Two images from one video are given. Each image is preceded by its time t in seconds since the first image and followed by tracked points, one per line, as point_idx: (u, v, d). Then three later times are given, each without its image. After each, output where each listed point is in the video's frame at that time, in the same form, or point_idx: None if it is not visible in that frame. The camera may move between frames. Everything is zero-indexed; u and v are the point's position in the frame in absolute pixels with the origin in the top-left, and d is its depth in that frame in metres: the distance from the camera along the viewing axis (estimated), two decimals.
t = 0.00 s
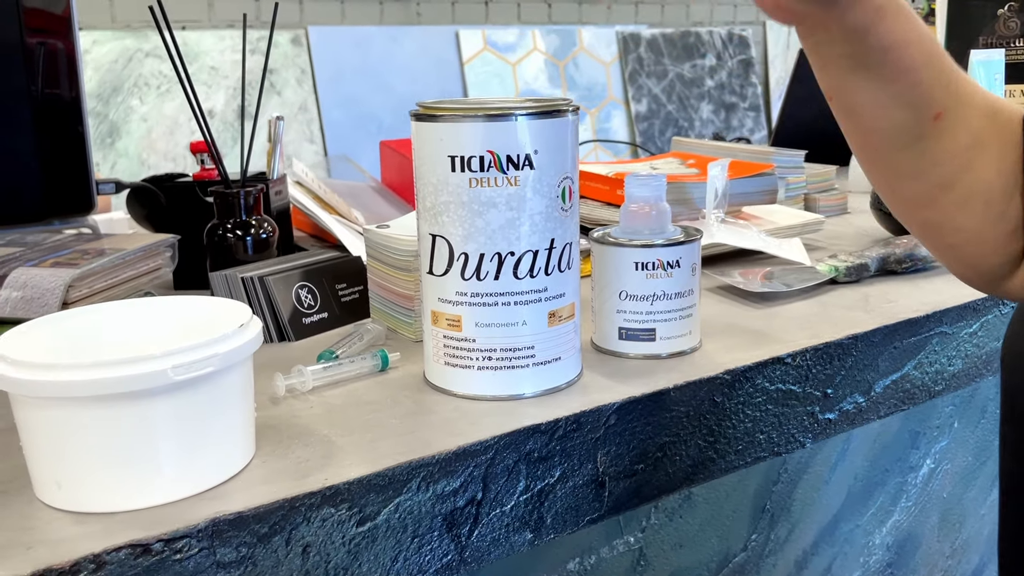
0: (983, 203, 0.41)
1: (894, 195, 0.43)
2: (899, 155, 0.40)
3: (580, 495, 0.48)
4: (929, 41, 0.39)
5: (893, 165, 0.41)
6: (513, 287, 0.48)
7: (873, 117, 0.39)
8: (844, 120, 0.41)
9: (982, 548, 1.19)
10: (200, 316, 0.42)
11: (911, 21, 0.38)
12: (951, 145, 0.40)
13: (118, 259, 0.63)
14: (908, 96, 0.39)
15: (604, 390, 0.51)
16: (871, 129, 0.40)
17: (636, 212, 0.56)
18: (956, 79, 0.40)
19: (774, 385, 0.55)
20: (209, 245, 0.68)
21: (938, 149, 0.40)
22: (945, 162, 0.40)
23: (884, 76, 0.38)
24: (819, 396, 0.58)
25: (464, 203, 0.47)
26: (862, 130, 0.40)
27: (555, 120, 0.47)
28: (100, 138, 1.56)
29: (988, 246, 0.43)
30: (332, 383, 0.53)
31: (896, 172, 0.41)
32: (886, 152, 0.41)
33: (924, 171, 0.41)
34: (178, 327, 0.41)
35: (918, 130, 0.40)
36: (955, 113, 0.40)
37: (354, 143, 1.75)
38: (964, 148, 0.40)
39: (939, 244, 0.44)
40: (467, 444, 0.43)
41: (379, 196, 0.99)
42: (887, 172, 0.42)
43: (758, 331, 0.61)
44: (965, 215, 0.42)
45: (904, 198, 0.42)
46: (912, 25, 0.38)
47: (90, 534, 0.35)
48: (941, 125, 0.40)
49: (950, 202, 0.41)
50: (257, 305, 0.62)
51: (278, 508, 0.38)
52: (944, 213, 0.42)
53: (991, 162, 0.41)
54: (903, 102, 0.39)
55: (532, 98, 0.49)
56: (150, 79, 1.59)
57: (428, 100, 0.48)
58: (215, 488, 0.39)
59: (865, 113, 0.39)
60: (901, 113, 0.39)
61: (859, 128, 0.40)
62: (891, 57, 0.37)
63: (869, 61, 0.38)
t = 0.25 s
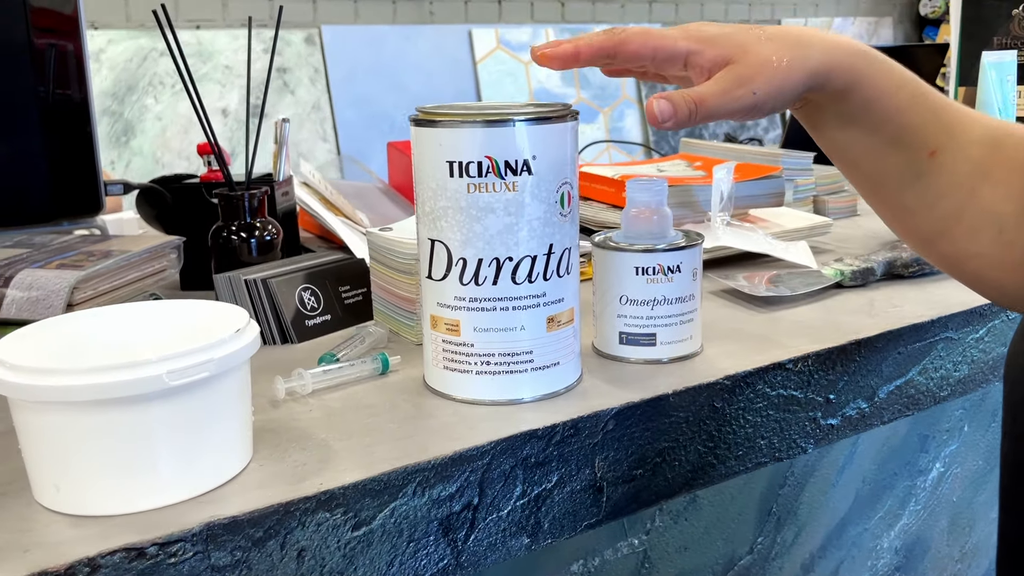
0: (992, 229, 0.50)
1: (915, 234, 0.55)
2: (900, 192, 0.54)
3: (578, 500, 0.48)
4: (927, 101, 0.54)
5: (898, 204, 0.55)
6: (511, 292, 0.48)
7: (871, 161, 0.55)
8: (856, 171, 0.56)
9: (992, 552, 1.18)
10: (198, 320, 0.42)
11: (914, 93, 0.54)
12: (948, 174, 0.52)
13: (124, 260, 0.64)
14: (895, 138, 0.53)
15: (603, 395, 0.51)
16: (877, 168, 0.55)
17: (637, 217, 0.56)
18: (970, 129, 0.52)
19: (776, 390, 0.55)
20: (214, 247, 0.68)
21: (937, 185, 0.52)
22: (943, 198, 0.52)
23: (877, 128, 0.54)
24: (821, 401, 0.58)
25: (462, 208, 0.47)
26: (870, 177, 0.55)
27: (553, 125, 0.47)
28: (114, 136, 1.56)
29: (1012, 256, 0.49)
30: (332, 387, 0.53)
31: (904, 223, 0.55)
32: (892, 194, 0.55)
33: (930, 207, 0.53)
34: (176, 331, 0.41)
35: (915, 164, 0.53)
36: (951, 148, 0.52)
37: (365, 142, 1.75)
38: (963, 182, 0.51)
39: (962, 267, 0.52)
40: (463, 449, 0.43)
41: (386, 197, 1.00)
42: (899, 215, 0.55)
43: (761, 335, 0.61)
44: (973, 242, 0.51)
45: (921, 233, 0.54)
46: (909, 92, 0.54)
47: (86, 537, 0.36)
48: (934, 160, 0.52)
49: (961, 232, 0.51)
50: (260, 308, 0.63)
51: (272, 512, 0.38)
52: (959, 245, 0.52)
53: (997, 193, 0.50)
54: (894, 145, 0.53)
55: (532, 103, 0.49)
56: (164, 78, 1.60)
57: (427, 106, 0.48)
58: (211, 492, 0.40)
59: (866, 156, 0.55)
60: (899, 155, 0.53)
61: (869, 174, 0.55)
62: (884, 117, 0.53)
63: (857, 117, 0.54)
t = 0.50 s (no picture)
0: (1001, 230, 0.51)
1: (923, 235, 0.56)
2: (909, 195, 0.55)
3: (579, 502, 0.48)
4: (937, 101, 0.54)
5: (908, 206, 0.55)
6: (513, 293, 0.48)
7: (880, 162, 0.55)
8: (862, 170, 0.57)
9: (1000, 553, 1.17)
10: (201, 321, 0.42)
11: (922, 92, 0.53)
12: (960, 177, 0.52)
13: (130, 259, 0.64)
14: (905, 140, 0.53)
15: (604, 396, 0.51)
16: (886, 170, 0.55)
17: (640, 218, 0.56)
18: (979, 131, 0.53)
19: (779, 392, 0.55)
20: (220, 245, 0.69)
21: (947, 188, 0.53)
22: (952, 200, 0.53)
23: (887, 130, 0.54)
24: (825, 403, 0.57)
25: (463, 210, 0.47)
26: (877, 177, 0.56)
27: (556, 127, 0.47)
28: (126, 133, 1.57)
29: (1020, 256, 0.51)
30: (335, 386, 0.53)
31: (912, 225, 0.56)
32: (899, 194, 0.55)
33: (939, 210, 0.54)
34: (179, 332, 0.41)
35: (927, 165, 0.53)
36: (960, 151, 0.52)
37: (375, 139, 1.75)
38: (973, 185, 0.52)
39: (969, 267, 0.54)
40: (464, 450, 0.43)
41: (393, 196, 1.00)
42: (907, 217, 0.56)
43: (765, 337, 0.61)
44: (981, 243, 0.52)
45: (929, 233, 0.55)
46: (919, 90, 0.53)
47: (89, 536, 0.36)
48: (943, 163, 0.53)
49: (970, 233, 0.53)
50: (265, 306, 0.63)
51: (273, 512, 0.38)
52: (966, 245, 0.53)
53: (1005, 196, 0.51)
54: (904, 146, 0.53)
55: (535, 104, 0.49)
56: (175, 74, 1.60)
57: (430, 107, 0.48)
58: (212, 492, 0.40)
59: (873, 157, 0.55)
60: (908, 158, 0.54)
61: (878, 175, 0.56)
62: (895, 119, 0.53)
63: (868, 118, 0.54)
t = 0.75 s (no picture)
0: (987, 206, 0.50)
1: (907, 207, 0.54)
2: (899, 166, 0.52)
3: (581, 495, 0.48)
4: (934, 70, 0.51)
5: (898, 177, 0.53)
6: (517, 288, 0.48)
7: (874, 132, 0.52)
8: (852, 138, 0.53)
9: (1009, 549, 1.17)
10: (206, 314, 0.43)
11: (920, 58, 0.51)
12: (953, 151, 0.50)
13: (138, 253, 0.64)
14: (902, 110, 0.51)
15: (607, 391, 0.51)
16: (878, 140, 0.52)
17: (645, 212, 0.56)
18: (971, 102, 0.51)
19: (783, 387, 0.55)
20: (228, 238, 0.69)
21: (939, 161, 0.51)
22: (942, 173, 0.51)
23: (886, 97, 0.51)
24: (830, 398, 0.57)
25: (467, 204, 0.47)
26: (867, 147, 0.53)
27: (561, 121, 0.47)
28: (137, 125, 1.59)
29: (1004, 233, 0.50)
30: (340, 379, 0.53)
31: (897, 196, 0.54)
32: (889, 165, 0.53)
33: (929, 182, 0.52)
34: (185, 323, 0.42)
35: (921, 137, 0.51)
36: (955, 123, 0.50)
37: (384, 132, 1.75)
38: (966, 159, 0.50)
39: (952, 242, 0.53)
40: (466, 444, 0.44)
41: (401, 189, 1.00)
42: (895, 189, 0.54)
43: (771, 332, 0.61)
44: (967, 219, 0.51)
45: (914, 206, 0.54)
46: (917, 57, 0.51)
47: (93, 526, 0.37)
48: (937, 134, 0.51)
49: (956, 208, 0.51)
50: (271, 299, 0.63)
51: (275, 504, 0.39)
52: (952, 220, 0.52)
53: (995, 172, 0.50)
54: (901, 115, 0.51)
55: (540, 98, 0.49)
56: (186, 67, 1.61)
57: (434, 101, 0.48)
58: (216, 483, 0.40)
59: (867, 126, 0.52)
60: (903, 129, 0.51)
61: (869, 145, 0.53)
62: (895, 86, 0.50)
63: (866, 83, 0.50)
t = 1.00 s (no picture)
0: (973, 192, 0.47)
1: (885, 187, 0.49)
2: (893, 143, 0.47)
3: (583, 488, 0.48)
4: (935, 37, 0.45)
5: (886, 154, 0.47)
6: (519, 280, 0.48)
7: (867, 101, 0.46)
8: (840, 105, 0.47)
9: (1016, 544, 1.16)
10: (208, 305, 0.43)
11: (925, 24, 0.45)
12: (944, 131, 0.46)
13: (141, 244, 0.64)
14: (903, 79, 0.45)
15: (610, 384, 0.50)
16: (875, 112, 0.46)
17: (650, 205, 0.55)
18: (961, 76, 0.46)
19: (787, 381, 0.55)
20: (232, 230, 0.69)
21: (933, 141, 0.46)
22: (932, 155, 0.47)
23: (886, 62, 0.44)
24: (835, 392, 0.57)
25: (470, 195, 0.47)
26: (854, 118, 0.47)
27: (564, 112, 0.46)
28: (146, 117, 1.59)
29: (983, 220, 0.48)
30: (342, 371, 0.53)
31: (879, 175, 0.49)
32: (876, 141, 0.47)
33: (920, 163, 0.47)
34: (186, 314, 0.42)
35: (915, 114, 0.46)
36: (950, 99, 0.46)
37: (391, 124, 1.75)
38: (956, 141, 0.46)
39: (928, 225, 0.49)
40: (467, 437, 0.43)
41: (406, 181, 1.00)
42: (881, 168, 0.48)
43: (776, 326, 0.60)
44: (949, 205, 0.48)
45: (895, 188, 0.49)
46: (920, 21, 0.45)
47: (94, 517, 0.37)
48: (933, 111, 0.46)
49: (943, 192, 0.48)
50: (275, 291, 0.63)
51: (275, 496, 0.39)
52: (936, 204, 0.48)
53: (984, 157, 0.47)
54: (899, 85, 0.45)
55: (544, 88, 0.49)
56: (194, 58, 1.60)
57: (437, 92, 0.47)
58: (217, 475, 0.40)
59: (864, 96, 0.45)
60: (905, 104, 0.45)
61: (861, 116, 0.46)
62: (898, 52, 0.44)
63: (869, 45, 0.44)
